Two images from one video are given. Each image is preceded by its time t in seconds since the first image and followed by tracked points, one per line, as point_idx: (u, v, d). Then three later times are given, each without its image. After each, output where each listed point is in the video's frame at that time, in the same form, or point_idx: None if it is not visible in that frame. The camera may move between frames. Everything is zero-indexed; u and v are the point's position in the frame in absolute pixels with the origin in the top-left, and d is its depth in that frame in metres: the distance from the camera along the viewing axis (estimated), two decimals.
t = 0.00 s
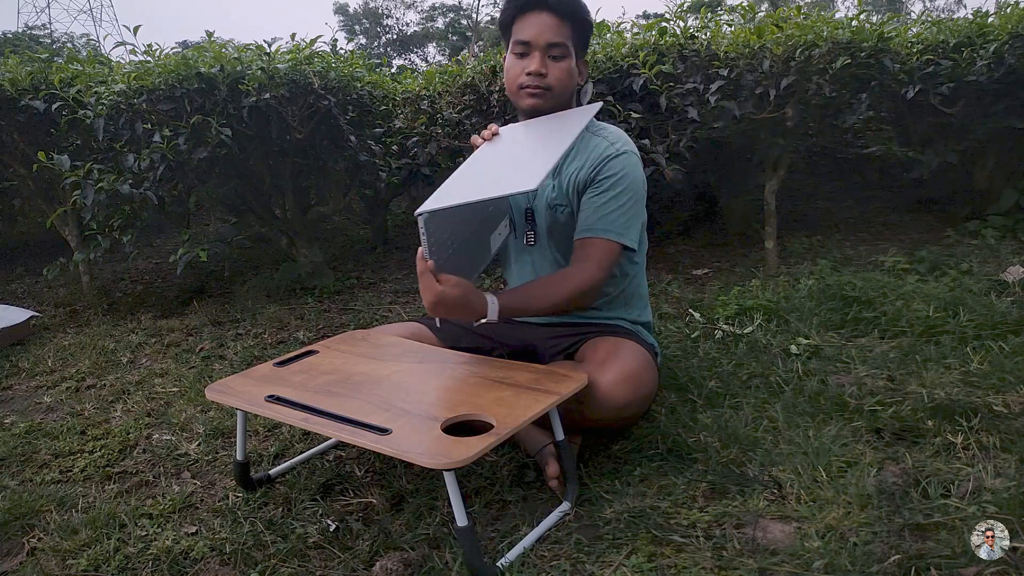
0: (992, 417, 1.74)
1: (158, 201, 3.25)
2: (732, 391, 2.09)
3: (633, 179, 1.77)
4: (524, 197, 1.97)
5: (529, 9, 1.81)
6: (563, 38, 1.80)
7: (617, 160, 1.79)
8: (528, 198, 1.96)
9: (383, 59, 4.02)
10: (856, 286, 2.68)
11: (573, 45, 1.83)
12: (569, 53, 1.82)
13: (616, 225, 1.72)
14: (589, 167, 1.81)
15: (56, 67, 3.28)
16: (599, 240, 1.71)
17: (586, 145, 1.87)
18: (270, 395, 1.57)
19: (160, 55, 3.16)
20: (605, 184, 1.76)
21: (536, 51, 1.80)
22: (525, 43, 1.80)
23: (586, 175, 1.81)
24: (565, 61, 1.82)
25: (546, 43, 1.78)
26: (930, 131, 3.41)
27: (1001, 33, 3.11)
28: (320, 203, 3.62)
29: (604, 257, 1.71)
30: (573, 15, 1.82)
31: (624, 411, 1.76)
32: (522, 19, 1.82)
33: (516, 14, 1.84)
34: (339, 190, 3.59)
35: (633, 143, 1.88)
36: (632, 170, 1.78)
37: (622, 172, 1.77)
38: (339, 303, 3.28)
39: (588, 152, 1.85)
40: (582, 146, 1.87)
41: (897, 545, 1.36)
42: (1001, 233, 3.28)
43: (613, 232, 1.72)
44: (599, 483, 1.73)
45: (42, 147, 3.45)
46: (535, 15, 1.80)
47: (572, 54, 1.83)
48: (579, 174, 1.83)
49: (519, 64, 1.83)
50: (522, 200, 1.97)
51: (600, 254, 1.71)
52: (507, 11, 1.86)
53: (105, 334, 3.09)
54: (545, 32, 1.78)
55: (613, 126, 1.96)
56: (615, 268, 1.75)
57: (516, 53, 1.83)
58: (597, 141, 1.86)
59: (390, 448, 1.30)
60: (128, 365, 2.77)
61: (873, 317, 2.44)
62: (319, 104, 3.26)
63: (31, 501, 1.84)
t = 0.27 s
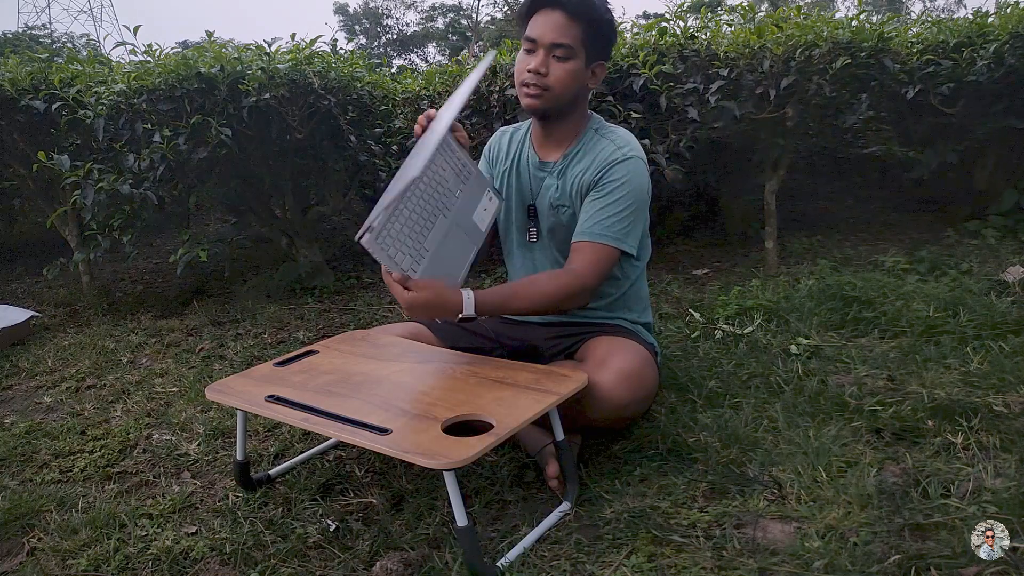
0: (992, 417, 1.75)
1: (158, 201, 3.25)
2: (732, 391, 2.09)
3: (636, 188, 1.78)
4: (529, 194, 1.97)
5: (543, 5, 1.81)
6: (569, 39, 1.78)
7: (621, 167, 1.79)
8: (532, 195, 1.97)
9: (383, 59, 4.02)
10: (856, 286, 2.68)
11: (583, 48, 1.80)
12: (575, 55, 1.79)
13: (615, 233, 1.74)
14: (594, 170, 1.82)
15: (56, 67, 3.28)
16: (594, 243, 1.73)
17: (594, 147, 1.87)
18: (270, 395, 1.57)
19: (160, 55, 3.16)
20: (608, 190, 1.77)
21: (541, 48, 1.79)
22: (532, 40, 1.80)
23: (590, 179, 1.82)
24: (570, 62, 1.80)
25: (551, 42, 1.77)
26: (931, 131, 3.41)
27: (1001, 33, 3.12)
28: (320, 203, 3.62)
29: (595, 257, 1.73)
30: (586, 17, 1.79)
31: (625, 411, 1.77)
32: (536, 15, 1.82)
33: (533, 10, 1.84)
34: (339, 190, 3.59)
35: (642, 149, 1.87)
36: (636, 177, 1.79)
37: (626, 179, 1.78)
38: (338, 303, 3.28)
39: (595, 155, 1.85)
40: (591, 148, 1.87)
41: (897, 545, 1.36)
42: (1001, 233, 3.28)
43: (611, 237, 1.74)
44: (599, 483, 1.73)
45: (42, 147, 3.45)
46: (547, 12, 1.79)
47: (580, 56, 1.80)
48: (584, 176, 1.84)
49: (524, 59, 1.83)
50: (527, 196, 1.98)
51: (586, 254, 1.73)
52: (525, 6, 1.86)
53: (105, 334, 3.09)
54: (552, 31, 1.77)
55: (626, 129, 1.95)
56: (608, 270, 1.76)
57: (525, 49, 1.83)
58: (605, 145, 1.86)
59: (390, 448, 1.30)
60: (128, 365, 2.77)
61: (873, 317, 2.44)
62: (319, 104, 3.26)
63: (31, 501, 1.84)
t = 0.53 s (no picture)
0: (991, 417, 1.75)
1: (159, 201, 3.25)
2: (732, 391, 2.10)
3: (629, 192, 1.78)
4: (534, 194, 2.02)
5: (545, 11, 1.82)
6: (563, 50, 1.78)
7: (617, 170, 1.80)
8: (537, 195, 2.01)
9: (383, 59, 4.02)
10: (856, 286, 2.68)
11: (579, 58, 1.79)
12: (569, 65, 1.79)
13: (603, 234, 1.75)
14: (592, 171, 1.84)
15: (56, 67, 3.28)
16: (577, 241, 1.75)
17: (596, 150, 1.89)
18: (270, 395, 1.57)
19: (160, 55, 3.16)
20: (600, 191, 1.78)
21: (537, 56, 1.81)
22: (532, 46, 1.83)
23: (587, 179, 1.84)
24: (565, 71, 1.80)
25: (547, 50, 1.79)
26: (930, 131, 3.42)
27: (1001, 33, 3.13)
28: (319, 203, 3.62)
29: (575, 255, 1.75)
30: (583, 27, 1.77)
31: (624, 410, 1.76)
32: (538, 19, 1.83)
33: (539, 14, 1.85)
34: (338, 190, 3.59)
35: (645, 154, 1.86)
36: (631, 182, 1.79)
37: (620, 182, 1.78)
38: (338, 303, 3.28)
39: (596, 157, 1.86)
40: (592, 151, 1.89)
41: (897, 545, 1.36)
42: (1001, 233, 3.28)
43: (597, 240, 1.75)
44: (599, 483, 1.73)
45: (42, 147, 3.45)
46: (548, 19, 1.80)
47: (577, 67, 1.80)
48: (582, 177, 1.86)
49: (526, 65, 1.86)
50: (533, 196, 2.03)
51: (565, 250, 1.75)
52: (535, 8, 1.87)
53: (105, 334, 3.09)
54: (548, 39, 1.78)
55: (634, 134, 1.94)
56: (591, 270, 1.77)
57: (529, 53, 1.86)
58: (606, 147, 1.87)
59: (389, 448, 1.30)
60: (128, 365, 2.77)
61: (873, 317, 2.44)
62: (319, 104, 3.26)
63: (31, 501, 1.84)
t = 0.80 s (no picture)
0: (991, 417, 1.75)
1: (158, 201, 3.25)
2: (732, 391, 2.10)
3: (612, 196, 1.75)
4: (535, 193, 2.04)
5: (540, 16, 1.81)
6: (554, 58, 1.77)
7: (606, 174, 1.77)
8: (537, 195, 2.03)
9: (383, 59, 4.01)
10: (856, 286, 2.68)
11: (571, 65, 1.78)
12: (561, 73, 1.78)
13: (579, 236, 1.73)
14: (583, 173, 1.83)
15: (56, 67, 3.28)
16: (552, 238, 1.73)
17: (593, 152, 1.87)
18: (270, 395, 1.57)
19: (160, 55, 3.16)
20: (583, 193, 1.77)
21: (531, 62, 1.82)
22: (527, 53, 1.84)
23: (578, 180, 1.83)
24: (558, 79, 1.80)
25: (538, 58, 1.79)
26: (931, 131, 3.42)
27: (1001, 33, 3.13)
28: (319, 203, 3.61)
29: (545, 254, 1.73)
30: (574, 34, 1.75)
31: (623, 411, 1.76)
32: (534, 25, 1.83)
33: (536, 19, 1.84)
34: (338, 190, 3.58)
35: (640, 162, 1.82)
36: (617, 189, 1.76)
37: (604, 185, 1.76)
38: (338, 303, 3.28)
39: (590, 160, 1.85)
40: (589, 153, 1.88)
41: (897, 545, 1.36)
42: (1001, 233, 3.28)
43: (574, 243, 1.73)
44: (599, 483, 1.73)
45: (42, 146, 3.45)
46: (541, 26, 1.79)
47: (569, 73, 1.79)
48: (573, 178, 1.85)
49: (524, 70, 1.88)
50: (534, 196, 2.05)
51: (537, 248, 1.73)
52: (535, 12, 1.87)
53: (105, 334, 3.09)
54: (539, 47, 1.78)
55: (635, 140, 1.90)
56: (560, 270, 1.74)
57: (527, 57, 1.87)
58: (602, 151, 1.85)
59: (389, 448, 1.30)
60: (128, 365, 2.77)
61: (873, 317, 2.44)
62: (319, 104, 3.26)
63: (31, 501, 1.84)
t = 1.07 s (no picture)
0: (991, 417, 1.75)
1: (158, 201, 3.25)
2: (732, 391, 2.10)
3: (603, 192, 1.74)
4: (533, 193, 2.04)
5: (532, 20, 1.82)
6: (546, 60, 1.77)
7: (599, 171, 1.77)
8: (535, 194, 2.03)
9: (383, 59, 4.01)
10: (856, 286, 2.68)
11: (564, 67, 1.77)
12: (554, 75, 1.78)
13: (565, 229, 1.72)
14: (578, 169, 1.83)
15: (56, 67, 3.28)
16: (538, 228, 1.72)
17: (591, 152, 1.87)
18: (270, 395, 1.57)
19: (160, 55, 3.16)
20: (574, 187, 1.76)
21: (524, 66, 1.82)
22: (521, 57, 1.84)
23: (572, 176, 1.83)
24: (551, 80, 1.79)
25: (531, 62, 1.79)
26: (931, 132, 3.42)
27: (1001, 33, 3.13)
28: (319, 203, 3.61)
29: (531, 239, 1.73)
30: (566, 36, 1.75)
31: (622, 411, 1.76)
32: (529, 27, 1.83)
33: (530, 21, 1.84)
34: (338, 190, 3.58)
35: (635, 163, 1.82)
36: (610, 186, 1.75)
37: (594, 181, 1.75)
38: (338, 303, 3.28)
39: (587, 158, 1.85)
40: (586, 153, 1.88)
41: (897, 546, 1.36)
42: (1001, 233, 3.28)
43: (564, 236, 1.72)
44: (599, 483, 1.73)
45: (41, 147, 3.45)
46: (533, 30, 1.79)
47: (563, 75, 1.78)
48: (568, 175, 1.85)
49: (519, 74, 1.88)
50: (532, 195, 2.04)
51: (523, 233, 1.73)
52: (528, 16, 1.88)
53: (105, 334, 3.09)
54: (531, 51, 1.79)
55: (633, 143, 1.89)
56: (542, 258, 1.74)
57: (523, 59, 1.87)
58: (599, 150, 1.84)
59: (389, 448, 1.30)
60: (128, 365, 2.77)
61: (873, 317, 2.44)
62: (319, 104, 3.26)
63: (31, 501, 1.84)
